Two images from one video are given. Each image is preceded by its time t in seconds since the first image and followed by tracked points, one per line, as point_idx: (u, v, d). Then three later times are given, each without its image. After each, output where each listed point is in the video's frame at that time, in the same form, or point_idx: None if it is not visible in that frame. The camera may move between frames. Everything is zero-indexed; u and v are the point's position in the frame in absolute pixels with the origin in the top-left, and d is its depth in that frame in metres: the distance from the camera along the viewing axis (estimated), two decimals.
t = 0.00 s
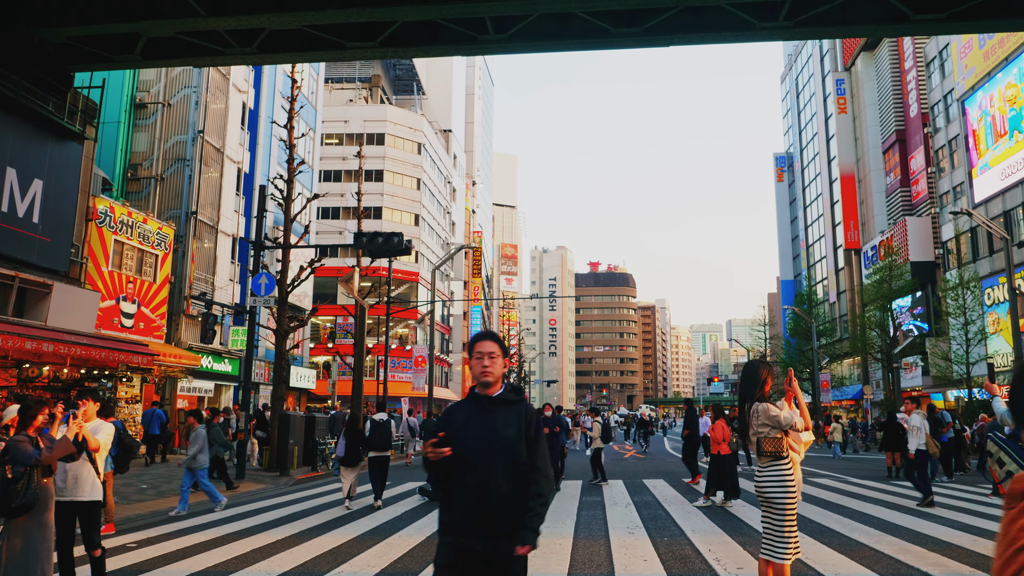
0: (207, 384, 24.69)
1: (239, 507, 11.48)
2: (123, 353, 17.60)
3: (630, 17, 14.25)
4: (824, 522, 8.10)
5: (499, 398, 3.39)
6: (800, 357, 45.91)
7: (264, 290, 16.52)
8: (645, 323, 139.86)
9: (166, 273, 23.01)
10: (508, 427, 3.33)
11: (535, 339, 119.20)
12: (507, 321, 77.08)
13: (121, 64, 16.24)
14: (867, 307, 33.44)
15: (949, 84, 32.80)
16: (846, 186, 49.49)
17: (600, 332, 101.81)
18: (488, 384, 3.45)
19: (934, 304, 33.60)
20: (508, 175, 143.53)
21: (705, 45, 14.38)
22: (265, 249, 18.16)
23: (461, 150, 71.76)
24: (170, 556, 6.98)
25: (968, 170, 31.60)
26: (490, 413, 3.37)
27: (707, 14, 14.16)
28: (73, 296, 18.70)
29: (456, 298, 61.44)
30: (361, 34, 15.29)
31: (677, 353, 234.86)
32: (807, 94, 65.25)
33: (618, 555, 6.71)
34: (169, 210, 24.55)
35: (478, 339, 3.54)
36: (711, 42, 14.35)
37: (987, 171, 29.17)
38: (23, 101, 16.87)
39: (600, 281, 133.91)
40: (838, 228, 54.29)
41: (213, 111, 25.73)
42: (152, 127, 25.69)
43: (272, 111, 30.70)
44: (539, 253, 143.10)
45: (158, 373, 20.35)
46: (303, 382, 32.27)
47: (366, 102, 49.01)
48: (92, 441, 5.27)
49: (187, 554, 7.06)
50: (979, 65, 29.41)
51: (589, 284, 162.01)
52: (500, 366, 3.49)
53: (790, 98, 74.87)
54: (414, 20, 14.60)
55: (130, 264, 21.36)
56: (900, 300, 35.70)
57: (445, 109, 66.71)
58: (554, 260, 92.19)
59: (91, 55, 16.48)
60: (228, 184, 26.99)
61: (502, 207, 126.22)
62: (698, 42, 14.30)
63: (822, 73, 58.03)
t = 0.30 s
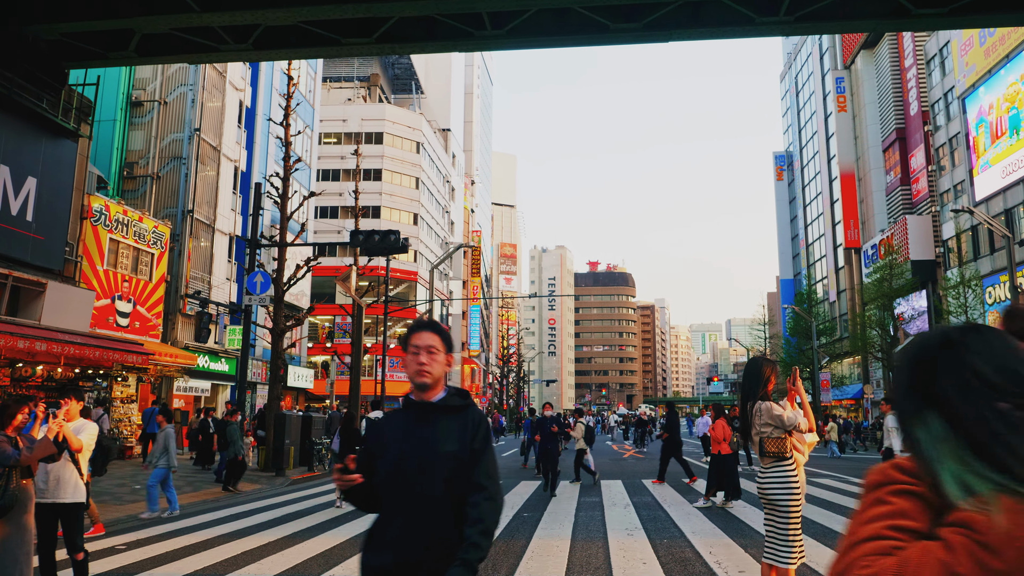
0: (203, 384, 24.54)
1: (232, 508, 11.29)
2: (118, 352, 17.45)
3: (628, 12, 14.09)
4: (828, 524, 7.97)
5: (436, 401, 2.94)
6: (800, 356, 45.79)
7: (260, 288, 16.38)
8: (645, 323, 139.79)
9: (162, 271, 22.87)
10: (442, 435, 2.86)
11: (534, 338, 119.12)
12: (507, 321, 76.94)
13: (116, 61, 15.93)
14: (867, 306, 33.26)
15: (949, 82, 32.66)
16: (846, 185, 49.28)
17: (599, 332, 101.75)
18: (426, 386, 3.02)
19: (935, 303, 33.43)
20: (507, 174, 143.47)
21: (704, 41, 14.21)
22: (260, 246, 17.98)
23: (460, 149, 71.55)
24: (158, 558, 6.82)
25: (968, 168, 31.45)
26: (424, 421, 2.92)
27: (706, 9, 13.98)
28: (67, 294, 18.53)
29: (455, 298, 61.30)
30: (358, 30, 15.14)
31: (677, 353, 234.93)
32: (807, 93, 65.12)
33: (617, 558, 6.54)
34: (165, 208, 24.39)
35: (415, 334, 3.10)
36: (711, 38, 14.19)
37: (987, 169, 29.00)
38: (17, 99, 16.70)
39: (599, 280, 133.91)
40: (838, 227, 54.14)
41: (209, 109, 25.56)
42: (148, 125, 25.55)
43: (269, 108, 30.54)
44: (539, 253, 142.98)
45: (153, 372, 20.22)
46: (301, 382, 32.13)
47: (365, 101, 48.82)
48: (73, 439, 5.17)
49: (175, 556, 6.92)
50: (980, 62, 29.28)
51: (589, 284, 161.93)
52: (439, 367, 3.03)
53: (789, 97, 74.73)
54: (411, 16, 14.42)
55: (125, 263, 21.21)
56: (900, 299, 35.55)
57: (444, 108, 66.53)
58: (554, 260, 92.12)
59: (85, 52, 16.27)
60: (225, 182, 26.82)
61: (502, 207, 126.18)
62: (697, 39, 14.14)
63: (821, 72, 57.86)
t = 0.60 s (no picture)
0: (198, 383, 24.36)
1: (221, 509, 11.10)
2: (110, 351, 17.26)
3: (625, 6, 13.91)
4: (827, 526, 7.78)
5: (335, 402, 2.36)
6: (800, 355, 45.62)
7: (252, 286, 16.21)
8: (644, 323, 139.62)
9: (156, 270, 22.67)
10: (352, 442, 2.29)
11: (534, 338, 118.92)
12: (507, 320, 76.72)
13: (108, 58, 15.94)
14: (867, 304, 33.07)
15: (949, 79, 32.51)
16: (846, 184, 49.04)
17: (598, 331, 101.50)
18: (318, 377, 2.46)
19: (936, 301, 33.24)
20: (507, 173, 143.14)
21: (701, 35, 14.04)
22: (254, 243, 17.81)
23: (458, 149, 71.27)
24: (140, 561, 6.65)
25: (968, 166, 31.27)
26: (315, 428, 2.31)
27: (703, 4, 13.81)
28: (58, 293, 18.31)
29: (454, 298, 61.09)
30: (351, 25, 14.94)
31: (677, 352, 234.78)
32: (807, 91, 64.95)
33: (610, 560, 6.37)
34: (159, 207, 24.21)
35: (300, 309, 2.59)
36: (708, 33, 14.03)
37: (988, 167, 28.81)
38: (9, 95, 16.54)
39: (598, 279, 133.70)
40: (837, 226, 53.94)
41: (204, 107, 25.38)
42: (142, 123, 25.40)
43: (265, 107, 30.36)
44: (538, 253, 142.77)
45: (146, 371, 20.03)
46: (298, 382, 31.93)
47: (363, 101, 48.61)
48: (46, 438, 5.03)
49: (157, 559, 6.73)
50: (979, 59, 29.11)
51: (588, 284, 161.62)
52: (338, 353, 2.51)
53: (788, 95, 74.54)
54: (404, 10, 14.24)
55: (117, 261, 21.03)
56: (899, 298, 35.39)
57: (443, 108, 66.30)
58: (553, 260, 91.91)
59: (77, 48, 16.08)
60: (220, 180, 26.63)
61: (500, 206, 125.90)
62: (695, 33, 13.96)
63: (821, 70, 57.68)
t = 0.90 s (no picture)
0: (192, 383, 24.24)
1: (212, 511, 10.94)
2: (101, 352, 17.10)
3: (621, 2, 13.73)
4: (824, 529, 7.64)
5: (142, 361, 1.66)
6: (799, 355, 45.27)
7: (245, 285, 16.07)
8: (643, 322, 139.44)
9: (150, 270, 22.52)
10: (158, 425, 1.57)
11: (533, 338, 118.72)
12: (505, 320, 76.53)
13: (99, 55, 15.60)
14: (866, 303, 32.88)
15: (949, 77, 32.34)
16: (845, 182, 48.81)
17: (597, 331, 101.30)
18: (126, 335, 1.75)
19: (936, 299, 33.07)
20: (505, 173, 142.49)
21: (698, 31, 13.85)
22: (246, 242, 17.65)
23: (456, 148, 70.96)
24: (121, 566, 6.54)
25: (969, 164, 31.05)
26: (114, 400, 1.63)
27: None
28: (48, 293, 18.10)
29: (452, 298, 60.91)
30: (344, 22, 14.74)
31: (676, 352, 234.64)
32: (806, 89, 64.75)
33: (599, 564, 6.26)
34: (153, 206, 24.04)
35: (104, 223, 1.84)
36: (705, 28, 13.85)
37: (988, 165, 28.62)
38: None
39: (596, 279, 133.27)
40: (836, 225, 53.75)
41: (199, 106, 25.22)
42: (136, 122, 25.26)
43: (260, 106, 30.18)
44: (537, 253, 142.54)
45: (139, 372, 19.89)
46: (295, 382, 31.78)
47: (359, 99, 48.38)
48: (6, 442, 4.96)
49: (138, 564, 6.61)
50: (979, 57, 28.91)
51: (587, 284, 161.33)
52: (159, 288, 1.79)
53: (787, 94, 74.30)
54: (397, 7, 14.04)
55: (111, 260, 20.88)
56: (899, 297, 35.17)
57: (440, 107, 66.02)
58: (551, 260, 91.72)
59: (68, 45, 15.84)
60: (215, 179, 26.49)
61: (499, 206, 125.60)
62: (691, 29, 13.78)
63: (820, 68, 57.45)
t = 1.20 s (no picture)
0: (188, 382, 24.12)
1: (204, 511, 10.78)
2: (95, 351, 16.90)
3: None
4: (828, 530, 7.46)
5: None
6: (798, 353, 45.21)
7: (239, 282, 15.93)
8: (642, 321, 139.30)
9: (145, 267, 22.34)
10: None
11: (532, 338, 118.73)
12: (504, 319, 76.51)
13: (92, 51, 15.32)
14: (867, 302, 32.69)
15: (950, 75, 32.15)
16: (845, 180, 48.57)
17: (597, 331, 101.45)
18: None
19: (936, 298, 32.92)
20: (504, 172, 142.47)
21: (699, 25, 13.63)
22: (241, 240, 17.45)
23: (454, 146, 70.78)
24: (111, 565, 6.45)
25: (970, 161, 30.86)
26: None
27: None
28: (42, 291, 17.83)
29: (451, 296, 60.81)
30: (339, 17, 14.53)
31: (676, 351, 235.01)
32: (806, 87, 64.61)
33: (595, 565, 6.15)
34: (149, 204, 23.87)
35: None
36: (704, 21, 13.63)
37: (990, 162, 28.46)
38: None
39: (596, 278, 133.25)
40: (836, 223, 53.59)
41: (194, 103, 25.02)
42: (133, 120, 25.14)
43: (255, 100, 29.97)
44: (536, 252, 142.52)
45: (134, 371, 19.72)
46: (291, 381, 31.64)
47: (358, 97, 48.15)
48: None
49: (126, 564, 6.49)
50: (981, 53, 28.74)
51: (587, 283, 161.92)
52: None
53: (786, 92, 74.22)
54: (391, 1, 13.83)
55: (107, 258, 20.71)
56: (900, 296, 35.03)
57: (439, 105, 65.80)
58: (550, 259, 91.78)
59: (61, 41, 15.58)
60: (211, 177, 26.33)
61: (498, 205, 125.53)
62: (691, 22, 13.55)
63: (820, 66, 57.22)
